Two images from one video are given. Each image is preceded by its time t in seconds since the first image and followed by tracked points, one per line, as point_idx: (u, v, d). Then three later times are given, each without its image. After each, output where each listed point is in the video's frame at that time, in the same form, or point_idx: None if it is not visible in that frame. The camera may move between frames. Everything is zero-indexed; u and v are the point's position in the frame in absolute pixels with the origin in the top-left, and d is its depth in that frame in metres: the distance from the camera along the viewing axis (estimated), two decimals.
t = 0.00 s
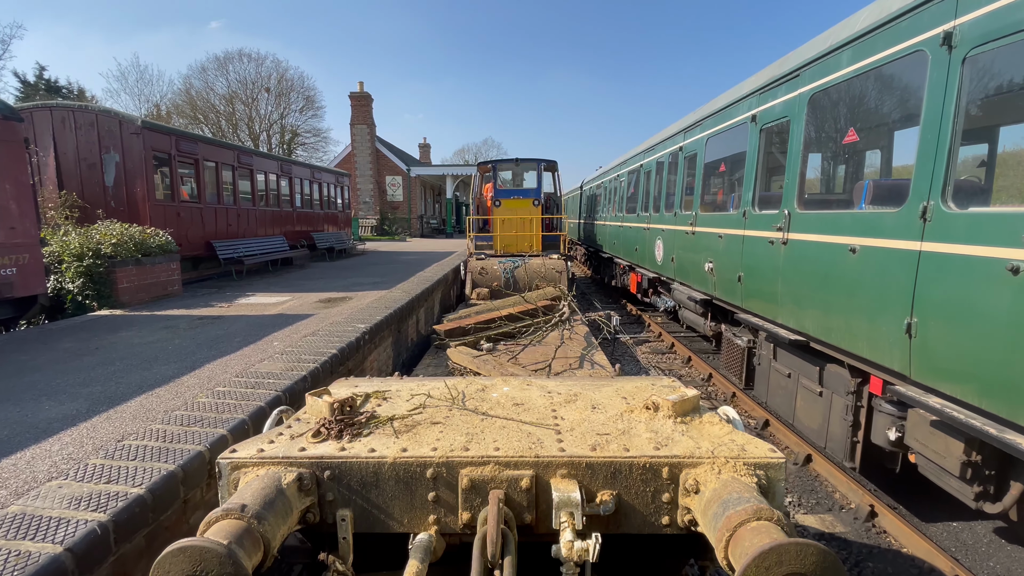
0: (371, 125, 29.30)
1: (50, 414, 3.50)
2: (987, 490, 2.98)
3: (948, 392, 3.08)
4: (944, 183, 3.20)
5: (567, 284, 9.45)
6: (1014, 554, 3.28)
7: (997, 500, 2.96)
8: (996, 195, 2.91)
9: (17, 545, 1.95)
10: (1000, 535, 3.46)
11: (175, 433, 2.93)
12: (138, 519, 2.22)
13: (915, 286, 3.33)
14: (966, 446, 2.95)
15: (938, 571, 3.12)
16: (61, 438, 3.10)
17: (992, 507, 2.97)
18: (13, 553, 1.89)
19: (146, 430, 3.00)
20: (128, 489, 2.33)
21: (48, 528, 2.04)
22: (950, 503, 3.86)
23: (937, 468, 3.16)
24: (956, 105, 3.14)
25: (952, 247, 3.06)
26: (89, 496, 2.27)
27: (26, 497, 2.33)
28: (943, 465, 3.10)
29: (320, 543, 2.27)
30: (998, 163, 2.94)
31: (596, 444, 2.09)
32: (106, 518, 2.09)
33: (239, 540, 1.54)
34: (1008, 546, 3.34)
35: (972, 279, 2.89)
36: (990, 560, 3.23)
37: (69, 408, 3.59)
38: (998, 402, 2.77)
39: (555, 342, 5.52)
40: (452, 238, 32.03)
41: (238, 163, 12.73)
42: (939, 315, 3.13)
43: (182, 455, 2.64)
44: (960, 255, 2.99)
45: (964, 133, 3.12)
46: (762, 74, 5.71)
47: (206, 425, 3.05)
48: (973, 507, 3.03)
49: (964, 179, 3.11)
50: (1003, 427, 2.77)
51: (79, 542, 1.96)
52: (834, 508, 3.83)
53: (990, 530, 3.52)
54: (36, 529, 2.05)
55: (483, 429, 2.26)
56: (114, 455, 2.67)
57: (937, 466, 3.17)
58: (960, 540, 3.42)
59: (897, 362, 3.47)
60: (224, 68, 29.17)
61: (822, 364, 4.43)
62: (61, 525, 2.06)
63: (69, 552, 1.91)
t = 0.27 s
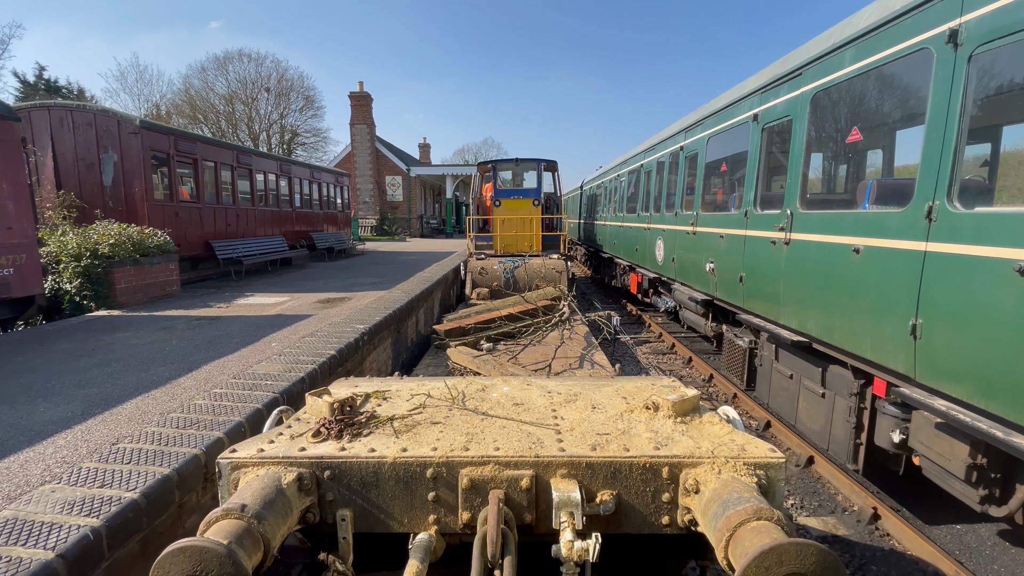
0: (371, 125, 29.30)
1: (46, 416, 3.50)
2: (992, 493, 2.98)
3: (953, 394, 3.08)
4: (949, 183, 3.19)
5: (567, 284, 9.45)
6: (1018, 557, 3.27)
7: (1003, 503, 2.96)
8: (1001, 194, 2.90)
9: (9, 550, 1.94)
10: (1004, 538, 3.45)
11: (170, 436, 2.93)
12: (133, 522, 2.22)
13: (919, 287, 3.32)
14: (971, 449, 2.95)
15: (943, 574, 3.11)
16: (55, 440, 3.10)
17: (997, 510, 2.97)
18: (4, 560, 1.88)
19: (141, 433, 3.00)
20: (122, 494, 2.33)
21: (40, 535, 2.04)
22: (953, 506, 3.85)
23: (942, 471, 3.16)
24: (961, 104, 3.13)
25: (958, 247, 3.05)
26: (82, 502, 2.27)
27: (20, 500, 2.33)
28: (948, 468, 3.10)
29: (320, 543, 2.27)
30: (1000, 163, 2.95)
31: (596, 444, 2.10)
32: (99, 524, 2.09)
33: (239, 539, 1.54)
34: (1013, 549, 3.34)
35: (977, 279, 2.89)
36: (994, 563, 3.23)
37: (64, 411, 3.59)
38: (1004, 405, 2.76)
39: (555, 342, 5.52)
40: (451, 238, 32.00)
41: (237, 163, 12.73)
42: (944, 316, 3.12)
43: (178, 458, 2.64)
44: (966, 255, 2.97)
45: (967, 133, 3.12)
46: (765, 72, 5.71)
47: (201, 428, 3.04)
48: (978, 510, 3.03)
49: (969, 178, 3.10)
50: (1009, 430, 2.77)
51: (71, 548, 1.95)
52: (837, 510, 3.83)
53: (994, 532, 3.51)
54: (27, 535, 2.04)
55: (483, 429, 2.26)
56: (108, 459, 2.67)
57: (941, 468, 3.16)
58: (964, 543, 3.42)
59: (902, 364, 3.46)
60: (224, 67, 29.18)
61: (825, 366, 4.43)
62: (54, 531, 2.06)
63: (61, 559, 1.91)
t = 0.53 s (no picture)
0: (371, 125, 29.30)
1: (44, 417, 3.50)
2: (995, 495, 2.98)
3: (956, 396, 3.08)
4: (952, 183, 3.18)
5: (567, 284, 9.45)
6: (1020, 559, 3.27)
7: (1006, 505, 2.97)
8: (1003, 194, 2.90)
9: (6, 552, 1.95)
10: (1006, 540, 3.45)
11: (168, 438, 2.94)
12: (130, 524, 2.22)
13: (922, 288, 3.32)
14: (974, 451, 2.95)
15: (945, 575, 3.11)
16: (54, 441, 3.10)
17: (1000, 512, 2.97)
18: None
19: (138, 435, 3.00)
20: (119, 496, 2.33)
21: (36, 537, 2.04)
22: (956, 507, 3.85)
23: (945, 472, 3.17)
24: (965, 103, 3.12)
25: (962, 248, 3.04)
26: (78, 504, 2.27)
27: (19, 502, 2.33)
28: (951, 469, 3.10)
29: (320, 543, 2.27)
30: (1002, 163, 2.95)
31: (596, 443, 2.10)
32: (95, 527, 2.09)
33: (239, 539, 1.54)
34: (1015, 551, 3.34)
35: (981, 280, 2.88)
36: (996, 565, 3.23)
37: (62, 412, 3.59)
38: (1007, 406, 2.76)
39: (555, 342, 5.52)
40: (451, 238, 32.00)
41: (236, 162, 12.73)
42: (947, 317, 3.12)
43: (175, 460, 2.64)
44: (970, 255, 2.97)
45: (968, 133, 3.12)
46: (766, 71, 5.70)
47: (199, 429, 3.05)
48: (981, 512, 3.03)
49: (972, 178, 3.09)
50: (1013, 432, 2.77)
51: (66, 551, 1.95)
52: (839, 511, 3.83)
53: (997, 534, 3.51)
54: (23, 538, 2.04)
55: (483, 429, 2.26)
56: (105, 461, 2.67)
57: (944, 470, 3.17)
58: (966, 544, 3.42)
59: (904, 365, 3.46)
60: (224, 67, 29.19)
61: (826, 367, 4.43)
62: (50, 534, 2.06)
63: (56, 562, 1.91)
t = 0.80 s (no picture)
0: (371, 125, 29.29)
1: (44, 417, 3.50)
2: (996, 495, 2.98)
3: (957, 396, 3.08)
4: (953, 183, 3.18)
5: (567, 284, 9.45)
6: (1021, 560, 3.27)
7: (1006, 506, 2.97)
8: (1004, 195, 2.90)
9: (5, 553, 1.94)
10: (1007, 540, 3.45)
11: (167, 438, 2.94)
12: (130, 524, 2.22)
13: (923, 288, 3.32)
14: (975, 451, 2.95)
15: None
16: (54, 441, 3.10)
17: (1001, 513, 2.97)
18: None
19: (138, 435, 3.00)
20: (117, 497, 2.33)
21: (35, 538, 2.04)
22: (956, 508, 3.85)
23: (945, 472, 3.16)
24: (965, 103, 3.12)
25: (962, 248, 3.04)
26: (77, 505, 2.27)
27: (17, 502, 2.33)
28: (952, 470, 3.10)
29: (320, 543, 2.27)
30: (1002, 163, 2.95)
31: (596, 443, 2.09)
32: (95, 527, 2.09)
33: (239, 539, 1.54)
34: (1015, 552, 3.34)
35: (982, 280, 2.88)
36: (997, 565, 3.23)
37: (62, 412, 3.59)
38: (1008, 407, 2.76)
39: (555, 342, 5.52)
40: (451, 238, 32.00)
41: (236, 162, 12.73)
42: (948, 317, 3.12)
43: (175, 461, 2.64)
44: (970, 255, 2.97)
45: (969, 133, 3.12)
46: (767, 71, 5.70)
47: (200, 429, 3.05)
48: (981, 512, 3.03)
49: (973, 178, 3.09)
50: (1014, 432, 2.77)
51: (65, 552, 1.95)
52: (839, 512, 3.83)
53: (997, 535, 3.51)
54: (23, 538, 2.04)
55: (483, 428, 2.26)
56: (105, 461, 2.67)
57: (945, 470, 3.17)
58: (967, 545, 3.42)
59: (904, 365, 3.47)
60: (224, 67, 29.21)
61: (826, 367, 4.43)
62: (49, 534, 2.06)
63: (55, 562, 1.91)
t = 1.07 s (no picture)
0: (371, 125, 29.30)
1: (45, 417, 3.51)
2: (995, 494, 2.98)
3: (956, 396, 3.08)
4: (952, 183, 3.18)
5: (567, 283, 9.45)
6: (1020, 559, 3.28)
7: (1005, 505, 2.97)
8: (1003, 195, 2.90)
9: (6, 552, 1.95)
10: (1006, 539, 3.46)
11: (169, 437, 2.94)
12: (131, 524, 2.22)
13: (922, 287, 3.33)
14: (974, 450, 2.95)
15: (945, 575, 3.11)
16: (55, 441, 3.11)
17: (1000, 512, 2.97)
18: None
19: (139, 435, 3.00)
20: (119, 496, 2.33)
21: (37, 537, 2.04)
22: (956, 507, 3.85)
23: (944, 472, 3.17)
24: (964, 103, 3.12)
25: (962, 247, 3.04)
26: (79, 504, 2.27)
27: (19, 501, 2.33)
28: (951, 469, 3.10)
29: (320, 542, 2.27)
30: (1001, 163, 2.96)
31: (596, 443, 2.10)
32: (96, 526, 2.09)
33: (240, 539, 1.54)
34: (1015, 551, 3.34)
35: (981, 279, 2.88)
36: (996, 564, 3.23)
37: (63, 412, 3.60)
38: (1008, 406, 2.76)
39: (555, 341, 5.52)
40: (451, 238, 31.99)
41: (236, 162, 12.73)
42: (947, 317, 3.13)
43: (176, 460, 2.64)
44: (969, 255, 2.98)
45: (968, 134, 3.13)
46: (766, 71, 5.70)
47: (201, 428, 3.05)
48: (980, 511, 3.04)
49: (972, 178, 3.09)
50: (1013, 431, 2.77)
51: (67, 551, 1.96)
52: (839, 511, 3.83)
53: (997, 534, 3.51)
54: (25, 537, 2.04)
55: (483, 428, 2.27)
56: (106, 460, 2.67)
57: (943, 470, 3.17)
58: (966, 544, 3.42)
59: (904, 364, 3.47)
60: (224, 67, 29.20)
61: (826, 366, 4.44)
62: (50, 533, 2.06)
63: (57, 561, 1.91)
